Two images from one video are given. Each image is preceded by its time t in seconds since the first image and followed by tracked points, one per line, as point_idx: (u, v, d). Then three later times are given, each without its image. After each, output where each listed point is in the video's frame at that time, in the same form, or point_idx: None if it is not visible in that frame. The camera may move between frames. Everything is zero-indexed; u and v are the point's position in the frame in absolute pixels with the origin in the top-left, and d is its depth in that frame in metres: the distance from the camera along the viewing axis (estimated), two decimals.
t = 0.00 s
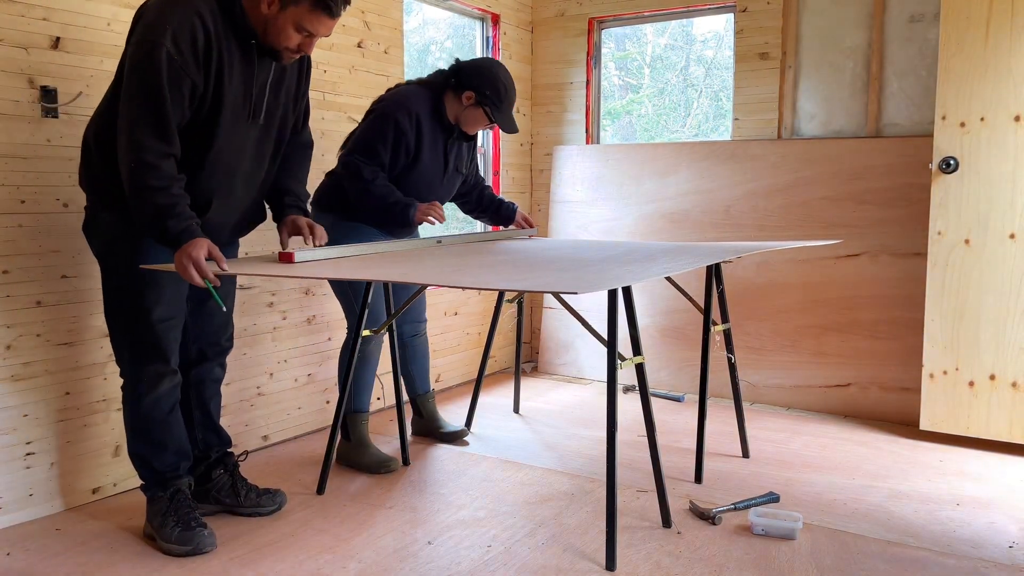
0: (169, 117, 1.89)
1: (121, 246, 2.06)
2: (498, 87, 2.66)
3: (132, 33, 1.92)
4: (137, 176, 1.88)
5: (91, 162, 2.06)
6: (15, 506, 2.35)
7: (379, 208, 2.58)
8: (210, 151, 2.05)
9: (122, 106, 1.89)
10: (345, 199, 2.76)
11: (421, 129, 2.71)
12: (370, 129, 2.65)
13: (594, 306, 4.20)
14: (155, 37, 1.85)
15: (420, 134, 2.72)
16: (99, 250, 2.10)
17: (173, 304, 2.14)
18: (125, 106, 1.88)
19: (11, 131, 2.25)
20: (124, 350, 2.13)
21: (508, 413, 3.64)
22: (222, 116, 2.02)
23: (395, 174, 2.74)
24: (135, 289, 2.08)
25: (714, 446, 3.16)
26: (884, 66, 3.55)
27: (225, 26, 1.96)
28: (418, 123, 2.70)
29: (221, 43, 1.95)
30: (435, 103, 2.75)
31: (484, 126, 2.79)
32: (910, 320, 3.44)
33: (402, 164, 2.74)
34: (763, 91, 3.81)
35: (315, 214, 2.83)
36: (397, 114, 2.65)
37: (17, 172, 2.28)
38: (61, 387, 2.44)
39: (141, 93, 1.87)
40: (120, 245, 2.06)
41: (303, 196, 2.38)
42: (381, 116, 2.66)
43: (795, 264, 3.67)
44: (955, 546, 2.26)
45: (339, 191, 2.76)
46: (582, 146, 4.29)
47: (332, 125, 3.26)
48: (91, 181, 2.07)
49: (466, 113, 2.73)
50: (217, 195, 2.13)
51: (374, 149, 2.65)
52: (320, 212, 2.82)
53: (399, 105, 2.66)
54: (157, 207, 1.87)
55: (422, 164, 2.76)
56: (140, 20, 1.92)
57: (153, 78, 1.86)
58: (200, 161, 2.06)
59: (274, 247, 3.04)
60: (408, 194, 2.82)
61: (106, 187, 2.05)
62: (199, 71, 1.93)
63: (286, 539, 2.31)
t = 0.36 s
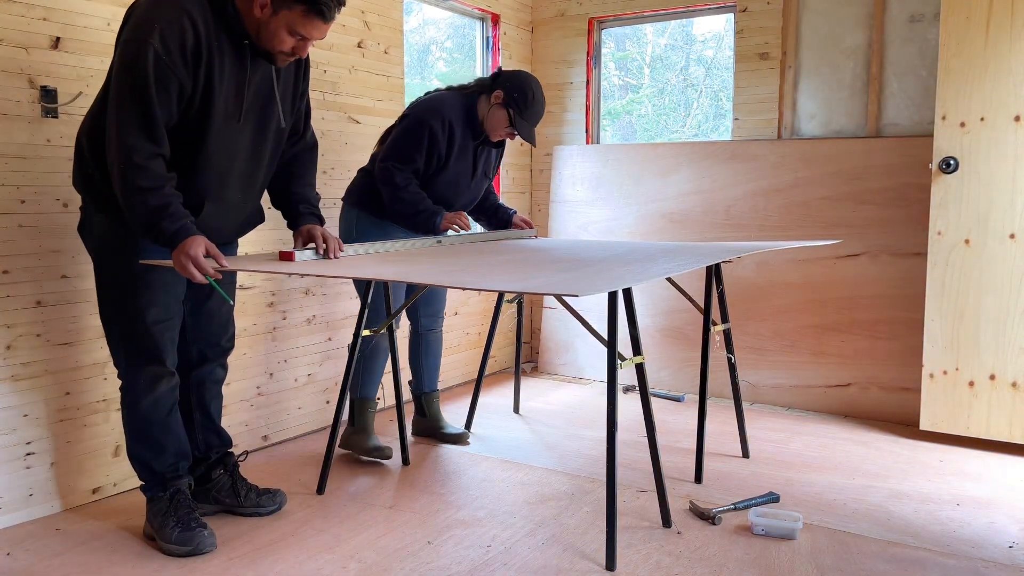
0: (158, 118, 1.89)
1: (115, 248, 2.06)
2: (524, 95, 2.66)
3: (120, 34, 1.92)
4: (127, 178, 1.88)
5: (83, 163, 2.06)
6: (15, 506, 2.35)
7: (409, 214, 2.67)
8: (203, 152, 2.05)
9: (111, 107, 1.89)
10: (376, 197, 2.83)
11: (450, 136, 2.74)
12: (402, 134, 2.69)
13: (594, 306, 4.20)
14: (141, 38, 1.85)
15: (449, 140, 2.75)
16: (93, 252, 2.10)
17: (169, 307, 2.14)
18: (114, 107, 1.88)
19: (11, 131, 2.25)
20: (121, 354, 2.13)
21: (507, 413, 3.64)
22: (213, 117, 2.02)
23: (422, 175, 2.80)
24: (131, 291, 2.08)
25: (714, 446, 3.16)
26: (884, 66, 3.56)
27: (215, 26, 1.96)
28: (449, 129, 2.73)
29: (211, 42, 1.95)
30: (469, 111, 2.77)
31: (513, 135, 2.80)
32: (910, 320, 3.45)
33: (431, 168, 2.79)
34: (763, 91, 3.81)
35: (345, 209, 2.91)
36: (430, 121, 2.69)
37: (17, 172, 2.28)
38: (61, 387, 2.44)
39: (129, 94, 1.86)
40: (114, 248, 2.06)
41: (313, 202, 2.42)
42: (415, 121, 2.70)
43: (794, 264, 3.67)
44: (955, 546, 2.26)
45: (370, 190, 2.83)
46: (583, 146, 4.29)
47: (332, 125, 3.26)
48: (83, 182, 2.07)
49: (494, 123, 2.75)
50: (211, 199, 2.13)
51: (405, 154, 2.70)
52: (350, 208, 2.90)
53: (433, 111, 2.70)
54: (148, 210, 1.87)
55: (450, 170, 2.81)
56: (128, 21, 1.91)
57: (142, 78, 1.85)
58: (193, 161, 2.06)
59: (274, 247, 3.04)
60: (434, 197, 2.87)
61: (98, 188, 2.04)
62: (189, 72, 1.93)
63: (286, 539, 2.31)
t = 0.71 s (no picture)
0: (157, 119, 1.89)
1: (114, 248, 2.06)
2: (532, 105, 2.62)
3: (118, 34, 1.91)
4: (125, 179, 1.87)
5: (80, 162, 2.06)
6: (15, 506, 2.35)
7: (411, 211, 2.68)
8: (201, 152, 2.05)
9: (109, 107, 1.89)
10: (384, 196, 2.85)
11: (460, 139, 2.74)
12: (413, 133, 2.71)
13: (594, 306, 4.21)
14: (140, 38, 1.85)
15: (456, 144, 2.76)
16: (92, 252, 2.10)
17: (168, 308, 2.14)
18: (112, 107, 1.88)
19: (11, 131, 2.25)
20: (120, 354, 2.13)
21: (507, 413, 3.64)
22: (212, 118, 2.02)
23: (429, 177, 2.80)
24: (130, 292, 2.08)
25: (714, 446, 3.16)
26: (884, 67, 3.56)
27: (213, 27, 1.96)
28: (455, 133, 2.73)
29: (210, 43, 1.95)
30: (477, 116, 2.77)
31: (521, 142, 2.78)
32: (910, 320, 3.45)
33: (437, 170, 2.80)
34: (763, 91, 3.81)
35: (356, 209, 2.93)
36: (437, 124, 2.70)
37: (17, 171, 2.28)
38: (61, 387, 2.44)
39: (127, 94, 1.86)
40: (113, 248, 2.06)
41: (314, 201, 2.43)
42: (422, 121, 2.71)
43: (794, 265, 3.67)
44: (955, 546, 2.26)
45: (380, 188, 2.85)
46: (582, 145, 4.29)
47: (332, 125, 3.26)
48: (80, 181, 2.06)
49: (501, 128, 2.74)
50: (209, 199, 2.13)
51: (414, 154, 2.71)
52: (359, 206, 2.91)
53: (441, 112, 2.71)
54: (147, 211, 1.87)
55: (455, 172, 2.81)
56: (127, 21, 1.91)
57: (140, 78, 1.85)
58: (191, 161, 2.06)
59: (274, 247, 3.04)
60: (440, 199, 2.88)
61: (95, 188, 2.04)
62: (187, 72, 1.92)
63: (286, 539, 2.31)
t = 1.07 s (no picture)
0: (159, 120, 1.89)
1: (115, 249, 2.06)
2: (537, 117, 2.63)
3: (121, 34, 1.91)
4: (127, 179, 1.87)
5: (81, 162, 2.05)
6: (15, 506, 2.35)
7: (408, 210, 2.67)
8: (203, 154, 2.05)
9: (111, 108, 1.89)
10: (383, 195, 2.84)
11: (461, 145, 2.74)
12: (414, 135, 2.70)
13: (594, 306, 4.21)
14: (143, 39, 1.85)
15: (459, 150, 2.76)
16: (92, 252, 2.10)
17: (168, 308, 2.14)
18: (113, 107, 1.87)
19: (11, 131, 2.25)
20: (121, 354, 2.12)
21: (507, 413, 3.64)
22: (215, 119, 2.02)
23: (430, 180, 2.80)
24: (130, 292, 2.08)
25: (714, 446, 3.16)
26: (884, 67, 3.56)
27: (216, 28, 1.96)
28: (459, 139, 2.73)
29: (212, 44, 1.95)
30: (481, 123, 2.78)
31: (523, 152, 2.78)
32: (910, 320, 3.45)
33: (439, 175, 2.80)
34: (763, 91, 3.81)
35: (357, 209, 2.93)
36: (441, 129, 2.70)
37: (17, 171, 2.28)
38: (61, 387, 2.44)
39: (129, 95, 1.86)
40: (114, 249, 2.06)
41: (315, 200, 2.43)
42: (427, 125, 2.71)
43: (794, 265, 3.67)
44: (955, 546, 2.26)
45: (380, 187, 2.85)
46: (582, 146, 4.29)
47: (332, 125, 3.26)
48: (81, 181, 2.06)
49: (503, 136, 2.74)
50: (210, 200, 2.13)
51: (414, 155, 2.70)
52: (360, 206, 2.91)
53: (445, 118, 2.71)
54: (149, 211, 1.87)
55: (457, 178, 2.81)
56: (131, 21, 1.91)
57: (142, 79, 1.85)
58: (192, 162, 2.06)
59: (273, 248, 3.04)
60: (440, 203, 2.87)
61: (96, 188, 2.04)
62: (190, 73, 1.92)
63: (286, 539, 2.31)
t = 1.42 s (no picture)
0: (162, 120, 1.89)
1: (116, 249, 2.06)
2: (542, 127, 2.63)
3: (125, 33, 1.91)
4: (129, 179, 1.87)
5: (83, 161, 2.05)
6: (16, 506, 2.35)
7: (404, 203, 2.67)
8: (205, 154, 2.05)
9: (114, 107, 1.89)
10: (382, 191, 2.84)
11: (465, 146, 2.74)
12: (418, 130, 2.71)
13: (594, 306, 4.21)
14: (147, 38, 1.85)
15: (462, 152, 2.75)
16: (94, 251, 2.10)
17: (170, 308, 2.14)
18: (117, 106, 1.87)
19: (11, 131, 2.25)
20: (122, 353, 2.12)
21: (508, 412, 3.64)
22: (217, 120, 2.02)
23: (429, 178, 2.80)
24: (132, 292, 2.08)
25: (714, 446, 3.16)
26: (884, 67, 3.56)
27: (220, 27, 1.96)
28: (462, 142, 2.73)
29: (216, 44, 1.95)
30: (486, 127, 2.78)
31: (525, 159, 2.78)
32: (910, 320, 3.45)
33: (440, 176, 2.80)
34: (763, 91, 3.82)
35: (357, 206, 2.93)
36: (445, 130, 2.70)
37: (17, 171, 2.28)
38: (61, 387, 2.44)
39: (132, 94, 1.86)
40: (115, 248, 2.06)
41: (316, 200, 2.43)
42: (432, 124, 2.71)
43: (794, 265, 3.67)
44: (955, 546, 2.26)
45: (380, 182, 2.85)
46: (582, 145, 4.29)
47: (332, 125, 3.26)
48: (83, 179, 2.06)
49: (510, 144, 2.75)
50: (211, 201, 2.13)
51: (416, 151, 2.70)
52: (360, 202, 2.92)
53: (451, 118, 2.71)
54: (150, 211, 1.87)
55: (457, 180, 2.81)
56: (134, 20, 1.91)
57: (145, 77, 1.85)
58: (195, 161, 2.06)
59: (274, 248, 3.04)
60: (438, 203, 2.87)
61: (98, 187, 2.03)
62: (193, 73, 1.92)
63: (286, 539, 2.31)
